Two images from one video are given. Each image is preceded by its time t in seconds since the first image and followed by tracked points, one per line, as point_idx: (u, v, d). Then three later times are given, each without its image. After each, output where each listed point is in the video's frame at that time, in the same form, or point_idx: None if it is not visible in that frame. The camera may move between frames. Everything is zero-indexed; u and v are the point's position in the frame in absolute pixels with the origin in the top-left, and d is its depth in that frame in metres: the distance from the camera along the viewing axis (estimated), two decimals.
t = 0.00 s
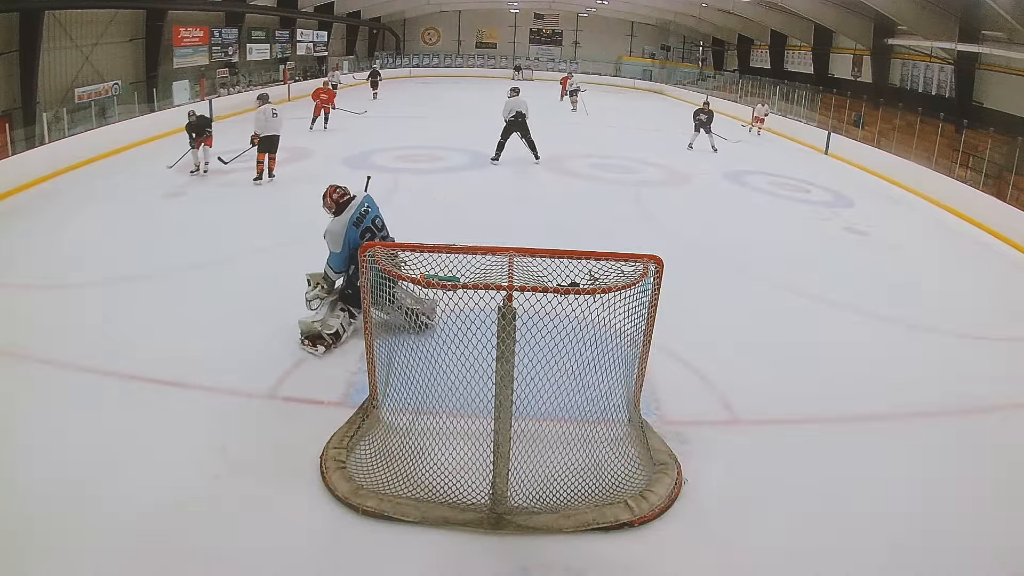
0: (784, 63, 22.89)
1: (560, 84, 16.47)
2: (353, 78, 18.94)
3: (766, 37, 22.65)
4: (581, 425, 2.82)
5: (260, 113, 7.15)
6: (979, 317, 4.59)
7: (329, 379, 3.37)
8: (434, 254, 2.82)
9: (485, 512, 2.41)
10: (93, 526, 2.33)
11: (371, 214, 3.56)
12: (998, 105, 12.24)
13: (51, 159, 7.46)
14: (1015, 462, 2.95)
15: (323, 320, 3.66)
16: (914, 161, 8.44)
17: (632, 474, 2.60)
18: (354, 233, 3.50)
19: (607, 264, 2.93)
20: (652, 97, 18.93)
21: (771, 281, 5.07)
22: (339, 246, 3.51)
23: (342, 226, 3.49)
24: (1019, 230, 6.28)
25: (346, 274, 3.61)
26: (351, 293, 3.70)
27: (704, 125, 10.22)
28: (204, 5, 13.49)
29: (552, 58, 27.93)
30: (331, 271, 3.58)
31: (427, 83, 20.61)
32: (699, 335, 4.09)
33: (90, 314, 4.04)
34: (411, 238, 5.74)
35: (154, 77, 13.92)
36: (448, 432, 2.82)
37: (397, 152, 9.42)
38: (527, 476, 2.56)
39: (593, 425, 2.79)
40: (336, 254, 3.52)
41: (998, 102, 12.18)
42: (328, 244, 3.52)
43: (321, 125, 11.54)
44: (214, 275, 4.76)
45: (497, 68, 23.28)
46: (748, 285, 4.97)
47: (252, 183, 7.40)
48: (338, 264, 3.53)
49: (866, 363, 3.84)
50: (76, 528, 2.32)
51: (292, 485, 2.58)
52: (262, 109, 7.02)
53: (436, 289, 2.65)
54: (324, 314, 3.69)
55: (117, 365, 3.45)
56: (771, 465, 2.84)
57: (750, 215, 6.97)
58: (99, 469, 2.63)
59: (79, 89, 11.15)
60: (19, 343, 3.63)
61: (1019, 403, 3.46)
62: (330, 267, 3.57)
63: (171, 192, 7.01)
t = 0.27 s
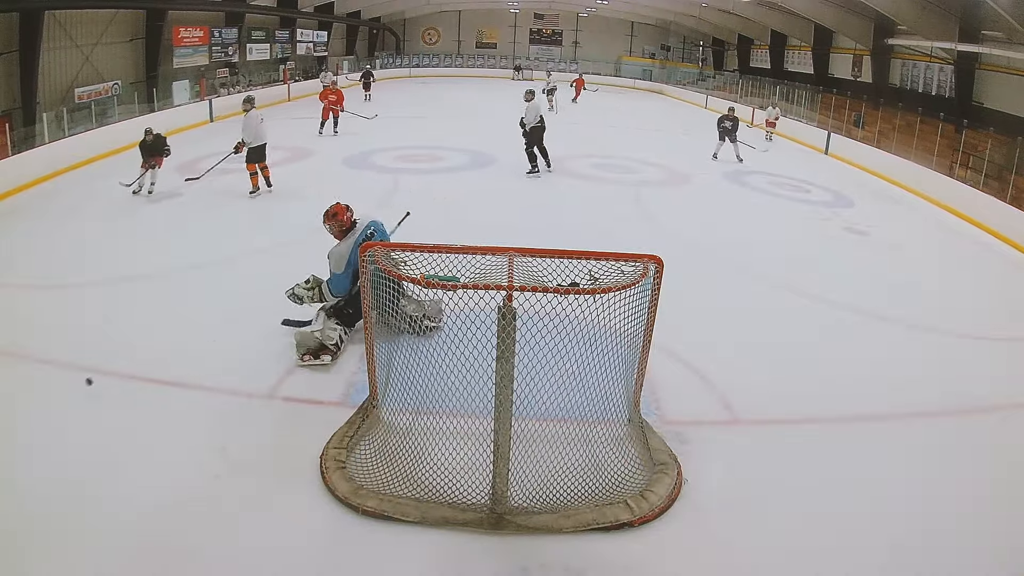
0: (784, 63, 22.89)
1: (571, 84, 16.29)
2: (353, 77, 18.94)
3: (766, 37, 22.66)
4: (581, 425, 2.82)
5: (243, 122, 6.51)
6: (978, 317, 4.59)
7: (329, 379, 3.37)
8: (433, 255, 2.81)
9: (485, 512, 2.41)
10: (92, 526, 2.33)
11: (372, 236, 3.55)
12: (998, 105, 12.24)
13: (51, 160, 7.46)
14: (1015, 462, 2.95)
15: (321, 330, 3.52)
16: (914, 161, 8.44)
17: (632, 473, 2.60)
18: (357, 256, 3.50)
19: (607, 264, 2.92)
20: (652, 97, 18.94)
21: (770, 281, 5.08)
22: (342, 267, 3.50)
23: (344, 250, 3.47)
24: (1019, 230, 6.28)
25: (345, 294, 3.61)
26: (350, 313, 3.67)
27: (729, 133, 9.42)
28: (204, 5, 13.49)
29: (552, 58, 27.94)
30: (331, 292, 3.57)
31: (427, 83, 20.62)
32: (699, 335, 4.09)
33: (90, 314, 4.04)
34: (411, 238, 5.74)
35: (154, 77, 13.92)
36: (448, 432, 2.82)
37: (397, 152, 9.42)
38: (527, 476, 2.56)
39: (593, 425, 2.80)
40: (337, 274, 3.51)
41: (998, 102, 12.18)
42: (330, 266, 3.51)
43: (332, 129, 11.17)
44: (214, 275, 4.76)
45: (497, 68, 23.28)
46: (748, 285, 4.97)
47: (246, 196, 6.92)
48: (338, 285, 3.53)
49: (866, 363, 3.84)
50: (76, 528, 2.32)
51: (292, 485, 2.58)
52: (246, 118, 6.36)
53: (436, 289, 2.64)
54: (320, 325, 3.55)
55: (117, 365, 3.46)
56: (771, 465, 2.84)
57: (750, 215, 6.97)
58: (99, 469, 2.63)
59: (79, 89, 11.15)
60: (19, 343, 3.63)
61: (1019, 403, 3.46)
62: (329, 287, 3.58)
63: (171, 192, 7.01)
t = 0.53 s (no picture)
0: (784, 63, 22.89)
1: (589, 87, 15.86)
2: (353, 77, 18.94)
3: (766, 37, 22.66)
4: (581, 425, 2.82)
5: (225, 129, 6.19)
6: (979, 317, 4.58)
7: (329, 379, 3.37)
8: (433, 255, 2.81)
9: (486, 512, 2.41)
10: (92, 526, 2.33)
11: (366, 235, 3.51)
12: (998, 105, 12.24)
13: (51, 160, 7.47)
14: (1015, 461, 2.95)
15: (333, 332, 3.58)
16: (914, 161, 8.44)
17: (632, 473, 2.60)
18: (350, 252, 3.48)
19: (607, 264, 2.92)
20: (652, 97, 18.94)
21: (770, 281, 5.08)
22: (334, 264, 3.48)
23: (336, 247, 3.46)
24: (1019, 230, 6.28)
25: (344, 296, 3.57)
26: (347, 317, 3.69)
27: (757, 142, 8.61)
28: (204, 5, 13.49)
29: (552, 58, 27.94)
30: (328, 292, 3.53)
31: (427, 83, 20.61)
32: (699, 335, 4.09)
33: (90, 314, 4.04)
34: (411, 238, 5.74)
35: (154, 77, 13.92)
36: (449, 432, 2.82)
37: (398, 152, 9.42)
38: (527, 476, 2.56)
39: (593, 425, 2.80)
40: (331, 272, 3.48)
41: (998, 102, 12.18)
42: (324, 264, 3.49)
43: (350, 131, 10.84)
44: (215, 275, 4.76)
45: (497, 68, 23.27)
46: (748, 285, 4.97)
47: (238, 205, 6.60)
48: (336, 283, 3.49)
49: (866, 363, 3.84)
50: (76, 528, 2.32)
51: (292, 486, 2.58)
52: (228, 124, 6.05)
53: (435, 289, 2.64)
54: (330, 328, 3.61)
55: (117, 364, 3.46)
56: (771, 465, 2.84)
57: (750, 215, 6.97)
58: (99, 469, 2.63)
59: (80, 89, 11.16)
60: (18, 343, 3.63)
61: (1019, 403, 3.46)
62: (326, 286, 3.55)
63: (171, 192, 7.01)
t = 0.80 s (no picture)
0: (784, 63, 22.90)
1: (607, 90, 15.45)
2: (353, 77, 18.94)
3: (766, 37, 22.66)
4: (581, 425, 2.82)
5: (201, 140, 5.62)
6: (979, 317, 4.58)
7: (329, 379, 3.37)
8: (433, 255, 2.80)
9: (486, 512, 2.41)
10: (93, 525, 2.33)
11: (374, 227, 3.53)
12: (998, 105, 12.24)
13: (51, 159, 7.46)
14: (1015, 461, 2.95)
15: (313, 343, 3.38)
16: (914, 161, 8.44)
17: (632, 473, 2.61)
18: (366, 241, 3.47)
19: (607, 264, 2.92)
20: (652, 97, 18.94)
21: (770, 281, 5.08)
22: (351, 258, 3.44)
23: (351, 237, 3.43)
24: (1019, 230, 6.28)
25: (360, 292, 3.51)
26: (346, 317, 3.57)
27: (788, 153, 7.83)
28: (204, 5, 13.49)
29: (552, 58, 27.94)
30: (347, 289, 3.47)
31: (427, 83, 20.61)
32: (699, 335, 4.09)
33: (91, 314, 4.04)
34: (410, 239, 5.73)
35: (154, 77, 13.92)
36: (449, 432, 2.82)
37: (398, 152, 9.42)
38: (527, 476, 2.56)
39: (593, 425, 2.80)
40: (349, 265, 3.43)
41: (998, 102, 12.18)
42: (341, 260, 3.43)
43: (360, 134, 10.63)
44: (215, 275, 4.76)
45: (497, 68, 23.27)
46: (748, 285, 4.97)
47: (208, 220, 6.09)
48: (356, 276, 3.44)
49: (866, 363, 3.84)
50: (76, 528, 2.32)
51: (292, 486, 2.58)
52: (207, 132, 5.57)
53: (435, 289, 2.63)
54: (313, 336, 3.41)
55: (117, 364, 3.46)
56: (771, 465, 2.84)
57: (750, 215, 6.97)
58: (98, 470, 2.63)
59: (80, 89, 11.15)
60: (18, 343, 3.63)
61: (1019, 403, 3.46)
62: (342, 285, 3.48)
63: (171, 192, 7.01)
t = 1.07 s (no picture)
0: (784, 64, 22.89)
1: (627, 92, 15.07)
2: (353, 77, 18.94)
3: (766, 37, 22.66)
4: (581, 425, 2.82)
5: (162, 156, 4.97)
6: (979, 317, 4.58)
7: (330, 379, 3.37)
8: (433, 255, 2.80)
9: (485, 512, 2.41)
10: (92, 525, 2.33)
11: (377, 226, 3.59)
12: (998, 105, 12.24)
13: (51, 159, 7.46)
14: (1015, 461, 2.95)
15: (319, 350, 3.30)
16: (914, 161, 8.45)
17: (632, 473, 2.61)
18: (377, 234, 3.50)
19: (607, 264, 2.92)
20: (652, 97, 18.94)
21: (771, 281, 5.07)
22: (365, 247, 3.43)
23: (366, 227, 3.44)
24: (1019, 230, 6.28)
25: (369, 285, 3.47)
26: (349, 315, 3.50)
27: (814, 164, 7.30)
28: (203, 5, 13.49)
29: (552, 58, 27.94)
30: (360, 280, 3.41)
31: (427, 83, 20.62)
32: (700, 335, 4.09)
33: (91, 314, 4.04)
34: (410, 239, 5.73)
35: (154, 77, 13.92)
36: (449, 433, 2.82)
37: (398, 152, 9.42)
38: (527, 476, 2.56)
39: (593, 425, 2.80)
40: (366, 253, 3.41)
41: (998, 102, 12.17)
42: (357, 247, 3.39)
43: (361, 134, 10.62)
44: (215, 275, 4.76)
45: (498, 68, 23.27)
46: (748, 285, 4.97)
47: (160, 246, 5.33)
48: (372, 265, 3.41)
49: (866, 363, 3.84)
50: (76, 528, 2.32)
51: (292, 486, 2.58)
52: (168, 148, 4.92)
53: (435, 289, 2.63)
54: (318, 342, 3.32)
55: (117, 364, 3.46)
56: (771, 465, 2.84)
57: (750, 215, 6.97)
58: (98, 470, 2.63)
59: (80, 89, 11.15)
60: (19, 343, 3.63)
61: (1019, 403, 3.46)
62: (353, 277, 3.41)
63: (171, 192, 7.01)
